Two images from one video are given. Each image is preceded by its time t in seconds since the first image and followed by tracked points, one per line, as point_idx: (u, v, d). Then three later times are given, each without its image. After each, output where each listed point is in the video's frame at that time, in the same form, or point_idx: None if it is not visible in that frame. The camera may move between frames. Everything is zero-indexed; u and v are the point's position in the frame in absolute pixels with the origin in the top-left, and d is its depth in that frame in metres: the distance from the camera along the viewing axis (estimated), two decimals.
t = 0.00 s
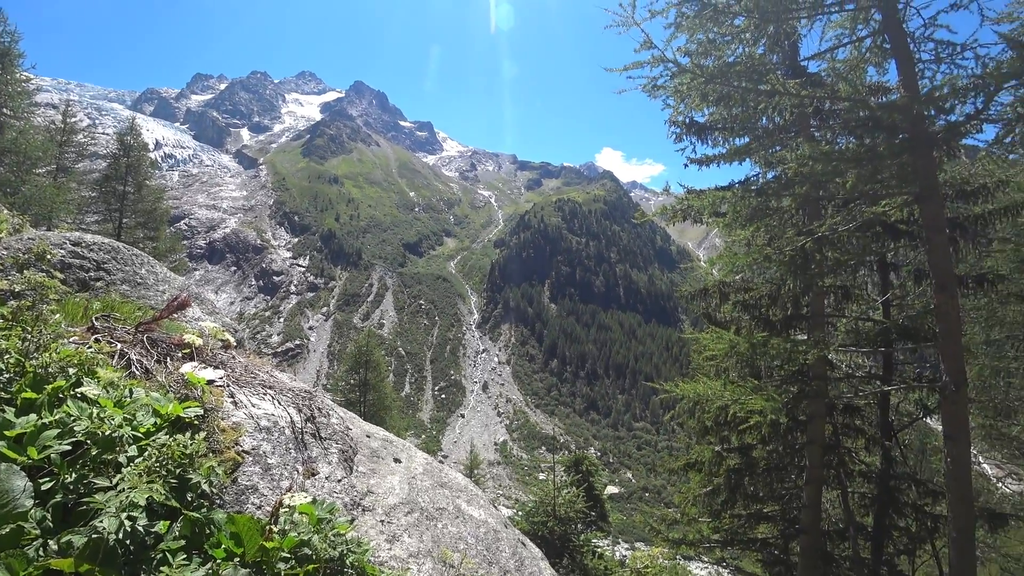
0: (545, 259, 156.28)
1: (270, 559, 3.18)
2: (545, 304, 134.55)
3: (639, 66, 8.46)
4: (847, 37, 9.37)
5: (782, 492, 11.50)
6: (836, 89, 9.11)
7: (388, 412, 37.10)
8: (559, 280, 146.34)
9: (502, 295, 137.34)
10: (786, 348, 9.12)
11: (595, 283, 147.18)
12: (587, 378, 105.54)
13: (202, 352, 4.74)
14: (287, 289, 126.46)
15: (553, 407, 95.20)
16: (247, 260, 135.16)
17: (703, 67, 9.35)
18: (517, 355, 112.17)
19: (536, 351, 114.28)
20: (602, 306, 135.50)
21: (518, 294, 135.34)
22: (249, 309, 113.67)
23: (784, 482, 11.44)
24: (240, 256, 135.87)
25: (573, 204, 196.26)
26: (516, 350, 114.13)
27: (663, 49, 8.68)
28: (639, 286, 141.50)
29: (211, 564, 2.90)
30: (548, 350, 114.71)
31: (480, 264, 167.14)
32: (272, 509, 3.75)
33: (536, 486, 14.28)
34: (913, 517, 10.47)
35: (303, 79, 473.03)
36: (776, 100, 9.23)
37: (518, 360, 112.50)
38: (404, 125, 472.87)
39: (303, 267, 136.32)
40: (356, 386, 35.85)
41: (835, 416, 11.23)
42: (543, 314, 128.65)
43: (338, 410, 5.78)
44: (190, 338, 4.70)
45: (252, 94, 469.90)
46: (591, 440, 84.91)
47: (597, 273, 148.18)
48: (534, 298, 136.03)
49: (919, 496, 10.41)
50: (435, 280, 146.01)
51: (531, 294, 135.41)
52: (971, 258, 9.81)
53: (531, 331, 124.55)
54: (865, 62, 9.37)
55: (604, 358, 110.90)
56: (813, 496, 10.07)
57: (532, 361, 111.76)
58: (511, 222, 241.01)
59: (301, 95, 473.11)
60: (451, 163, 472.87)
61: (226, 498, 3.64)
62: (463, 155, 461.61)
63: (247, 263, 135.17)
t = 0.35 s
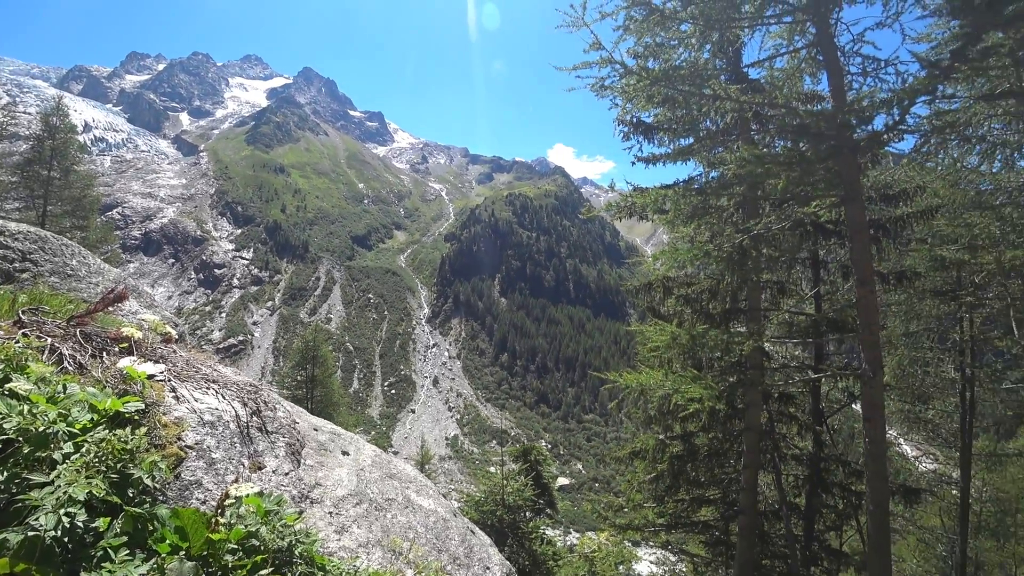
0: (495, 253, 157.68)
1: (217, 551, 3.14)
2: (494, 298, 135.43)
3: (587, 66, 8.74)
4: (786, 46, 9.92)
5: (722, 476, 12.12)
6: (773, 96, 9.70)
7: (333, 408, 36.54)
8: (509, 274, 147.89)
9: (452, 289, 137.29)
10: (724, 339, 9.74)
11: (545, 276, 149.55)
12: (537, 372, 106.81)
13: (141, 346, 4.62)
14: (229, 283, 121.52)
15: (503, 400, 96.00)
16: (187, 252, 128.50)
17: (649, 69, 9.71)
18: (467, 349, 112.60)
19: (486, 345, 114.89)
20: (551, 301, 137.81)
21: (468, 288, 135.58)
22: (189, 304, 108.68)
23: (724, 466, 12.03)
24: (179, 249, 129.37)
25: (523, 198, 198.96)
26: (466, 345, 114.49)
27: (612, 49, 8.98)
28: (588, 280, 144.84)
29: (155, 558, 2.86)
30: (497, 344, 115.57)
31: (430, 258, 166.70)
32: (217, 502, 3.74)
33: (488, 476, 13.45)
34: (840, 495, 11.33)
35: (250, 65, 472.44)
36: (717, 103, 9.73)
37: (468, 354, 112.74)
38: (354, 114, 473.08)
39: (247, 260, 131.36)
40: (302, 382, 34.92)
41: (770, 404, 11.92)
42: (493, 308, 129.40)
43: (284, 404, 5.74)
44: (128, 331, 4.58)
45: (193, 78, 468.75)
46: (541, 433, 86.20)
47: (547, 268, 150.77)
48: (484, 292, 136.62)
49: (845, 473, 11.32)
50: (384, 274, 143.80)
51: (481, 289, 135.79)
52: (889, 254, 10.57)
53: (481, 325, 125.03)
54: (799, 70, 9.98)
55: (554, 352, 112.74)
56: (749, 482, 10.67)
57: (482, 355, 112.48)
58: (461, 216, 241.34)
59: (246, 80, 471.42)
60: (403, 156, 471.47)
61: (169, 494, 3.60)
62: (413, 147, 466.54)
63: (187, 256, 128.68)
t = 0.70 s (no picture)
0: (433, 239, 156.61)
1: (124, 544, 3.23)
2: (430, 285, 134.17)
3: (521, 55, 8.84)
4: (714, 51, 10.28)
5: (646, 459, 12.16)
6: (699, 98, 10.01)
7: (264, 398, 35.15)
8: (446, 261, 147.48)
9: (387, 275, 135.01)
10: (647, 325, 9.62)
11: (482, 264, 150.07)
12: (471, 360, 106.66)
13: (42, 335, 4.70)
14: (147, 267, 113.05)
15: (438, 388, 95.84)
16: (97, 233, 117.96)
17: (581, 63, 9.85)
18: (402, 337, 111.33)
19: (421, 333, 113.91)
20: (486, 288, 138.70)
21: (404, 275, 133.04)
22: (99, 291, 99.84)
23: (647, 450, 11.94)
24: (87, 230, 118.46)
25: (462, 185, 198.14)
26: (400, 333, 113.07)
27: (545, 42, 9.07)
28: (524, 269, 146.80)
29: (54, 552, 2.94)
30: (433, 332, 114.79)
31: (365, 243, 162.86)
32: (125, 494, 3.90)
33: (417, 455, 12.29)
34: (752, 472, 11.99)
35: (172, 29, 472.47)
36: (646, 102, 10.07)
37: (403, 342, 111.26)
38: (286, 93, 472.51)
39: (166, 243, 122.43)
40: (228, 373, 33.02)
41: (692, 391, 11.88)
42: (429, 295, 128.16)
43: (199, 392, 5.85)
44: (28, 319, 4.66)
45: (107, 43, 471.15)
46: (476, 420, 86.86)
47: (483, 256, 151.34)
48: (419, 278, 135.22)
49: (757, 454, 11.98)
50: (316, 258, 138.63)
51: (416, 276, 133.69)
52: (800, 250, 11.17)
53: (417, 312, 123.67)
54: (725, 76, 10.36)
55: (489, 340, 113.05)
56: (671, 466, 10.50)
57: (418, 343, 111.61)
58: (398, 200, 236.90)
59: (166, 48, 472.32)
60: (337, 137, 468.63)
61: (72, 489, 3.71)
62: (348, 129, 471.83)
63: (98, 237, 118.30)
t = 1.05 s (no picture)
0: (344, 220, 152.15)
1: None
2: (340, 267, 129.25)
3: (434, 39, 8.78)
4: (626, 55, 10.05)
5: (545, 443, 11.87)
6: (607, 96, 9.69)
7: (155, 383, 32.26)
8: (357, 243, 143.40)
9: (294, 255, 129.39)
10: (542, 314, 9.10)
11: (395, 247, 147.05)
12: (381, 346, 103.35)
13: None
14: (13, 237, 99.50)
15: (346, 374, 93.17)
16: None
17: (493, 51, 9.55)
18: (309, 322, 107.00)
19: (329, 317, 109.58)
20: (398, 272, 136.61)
21: (311, 257, 127.49)
22: None
23: (549, 433, 11.94)
24: None
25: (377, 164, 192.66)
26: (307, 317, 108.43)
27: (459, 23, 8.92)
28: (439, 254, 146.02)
29: None
30: (342, 316, 110.45)
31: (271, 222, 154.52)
32: None
33: (313, 440, 11.74)
34: (645, 455, 11.83)
35: None
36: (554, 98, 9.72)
37: (310, 327, 106.41)
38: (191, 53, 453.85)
39: (40, 211, 108.46)
40: (110, 358, 29.60)
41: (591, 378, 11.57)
42: (338, 277, 123.26)
43: (62, 378, 5.97)
44: None
45: None
46: (385, 407, 85.21)
47: (397, 239, 148.41)
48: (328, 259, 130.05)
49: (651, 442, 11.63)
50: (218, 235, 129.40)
51: (326, 257, 128.02)
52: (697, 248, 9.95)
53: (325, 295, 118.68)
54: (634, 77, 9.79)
55: (400, 326, 109.38)
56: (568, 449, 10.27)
57: (326, 327, 107.63)
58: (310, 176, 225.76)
59: None
60: (246, 105, 461.33)
61: None
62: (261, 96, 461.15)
63: None
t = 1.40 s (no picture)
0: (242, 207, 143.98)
1: None
2: (241, 257, 121.53)
3: (320, 11, 8.27)
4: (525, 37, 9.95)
5: (459, 424, 11.86)
6: (507, 78, 9.54)
7: (31, 395, 28.97)
8: (259, 231, 135.83)
9: (190, 246, 121.68)
10: (447, 296, 9.05)
11: (302, 235, 140.16)
12: (291, 338, 97.83)
13: None
14: None
15: (254, 369, 88.62)
16: None
17: (383, 29, 8.85)
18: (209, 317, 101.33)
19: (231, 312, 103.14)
20: (305, 260, 130.95)
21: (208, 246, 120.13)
22: None
23: (462, 415, 11.83)
24: None
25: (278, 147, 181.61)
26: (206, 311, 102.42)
27: None
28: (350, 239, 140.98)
29: None
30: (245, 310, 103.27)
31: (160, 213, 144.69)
32: None
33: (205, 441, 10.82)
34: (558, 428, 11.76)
35: None
36: (456, 78, 9.54)
37: (211, 324, 100.39)
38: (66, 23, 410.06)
39: None
40: None
41: (502, 357, 11.58)
42: (239, 268, 116.12)
43: None
44: None
45: None
46: (297, 401, 81.05)
47: (303, 226, 141.81)
48: (227, 250, 122.28)
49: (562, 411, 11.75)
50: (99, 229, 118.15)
51: (225, 248, 120.71)
52: (601, 226, 9.96)
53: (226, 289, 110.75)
54: (532, 60, 9.69)
55: (310, 316, 103.73)
56: (480, 428, 10.23)
57: (228, 322, 101.63)
58: (205, 161, 208.88)
59: None
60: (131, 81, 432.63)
61: None
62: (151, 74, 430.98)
63: None
